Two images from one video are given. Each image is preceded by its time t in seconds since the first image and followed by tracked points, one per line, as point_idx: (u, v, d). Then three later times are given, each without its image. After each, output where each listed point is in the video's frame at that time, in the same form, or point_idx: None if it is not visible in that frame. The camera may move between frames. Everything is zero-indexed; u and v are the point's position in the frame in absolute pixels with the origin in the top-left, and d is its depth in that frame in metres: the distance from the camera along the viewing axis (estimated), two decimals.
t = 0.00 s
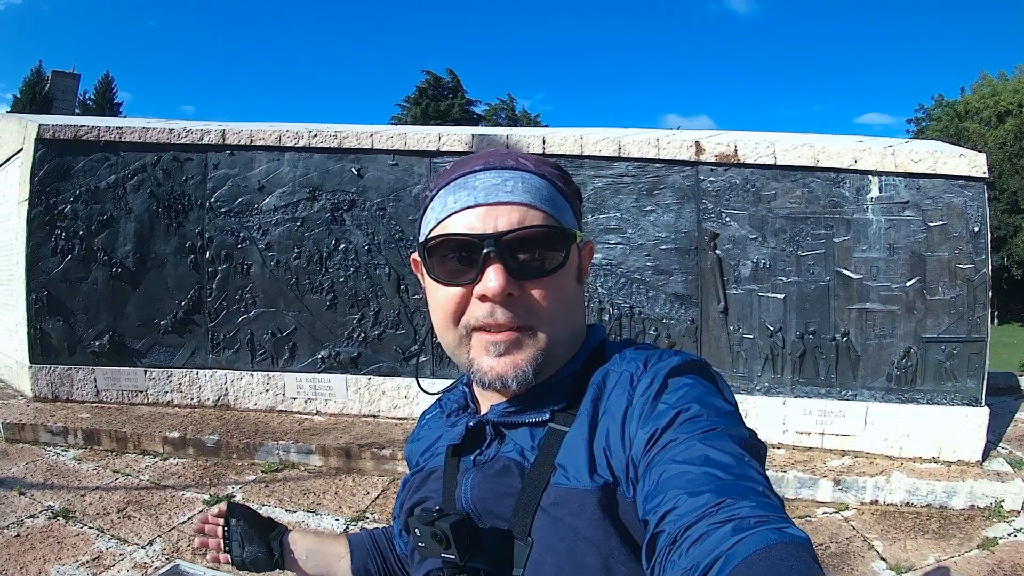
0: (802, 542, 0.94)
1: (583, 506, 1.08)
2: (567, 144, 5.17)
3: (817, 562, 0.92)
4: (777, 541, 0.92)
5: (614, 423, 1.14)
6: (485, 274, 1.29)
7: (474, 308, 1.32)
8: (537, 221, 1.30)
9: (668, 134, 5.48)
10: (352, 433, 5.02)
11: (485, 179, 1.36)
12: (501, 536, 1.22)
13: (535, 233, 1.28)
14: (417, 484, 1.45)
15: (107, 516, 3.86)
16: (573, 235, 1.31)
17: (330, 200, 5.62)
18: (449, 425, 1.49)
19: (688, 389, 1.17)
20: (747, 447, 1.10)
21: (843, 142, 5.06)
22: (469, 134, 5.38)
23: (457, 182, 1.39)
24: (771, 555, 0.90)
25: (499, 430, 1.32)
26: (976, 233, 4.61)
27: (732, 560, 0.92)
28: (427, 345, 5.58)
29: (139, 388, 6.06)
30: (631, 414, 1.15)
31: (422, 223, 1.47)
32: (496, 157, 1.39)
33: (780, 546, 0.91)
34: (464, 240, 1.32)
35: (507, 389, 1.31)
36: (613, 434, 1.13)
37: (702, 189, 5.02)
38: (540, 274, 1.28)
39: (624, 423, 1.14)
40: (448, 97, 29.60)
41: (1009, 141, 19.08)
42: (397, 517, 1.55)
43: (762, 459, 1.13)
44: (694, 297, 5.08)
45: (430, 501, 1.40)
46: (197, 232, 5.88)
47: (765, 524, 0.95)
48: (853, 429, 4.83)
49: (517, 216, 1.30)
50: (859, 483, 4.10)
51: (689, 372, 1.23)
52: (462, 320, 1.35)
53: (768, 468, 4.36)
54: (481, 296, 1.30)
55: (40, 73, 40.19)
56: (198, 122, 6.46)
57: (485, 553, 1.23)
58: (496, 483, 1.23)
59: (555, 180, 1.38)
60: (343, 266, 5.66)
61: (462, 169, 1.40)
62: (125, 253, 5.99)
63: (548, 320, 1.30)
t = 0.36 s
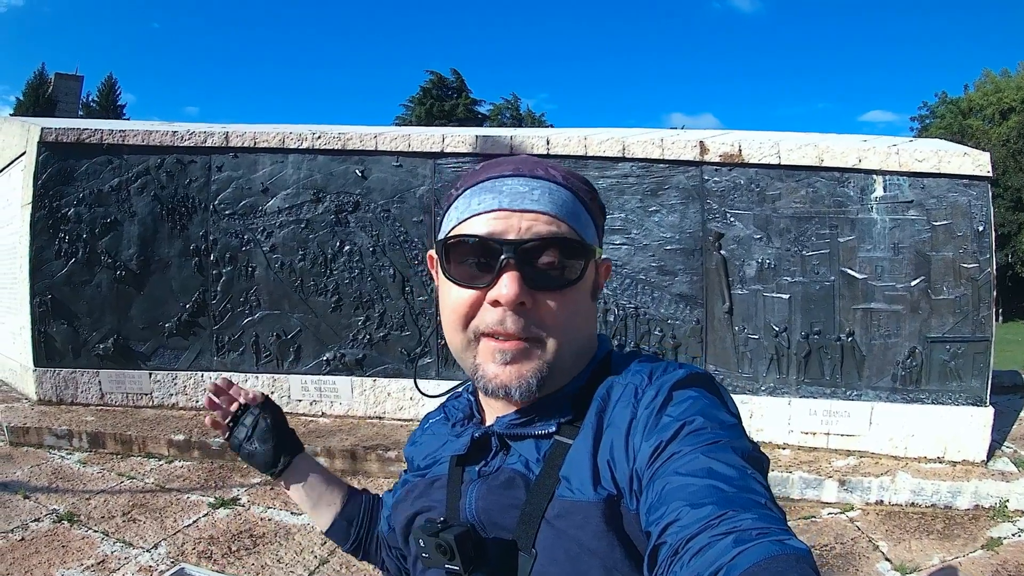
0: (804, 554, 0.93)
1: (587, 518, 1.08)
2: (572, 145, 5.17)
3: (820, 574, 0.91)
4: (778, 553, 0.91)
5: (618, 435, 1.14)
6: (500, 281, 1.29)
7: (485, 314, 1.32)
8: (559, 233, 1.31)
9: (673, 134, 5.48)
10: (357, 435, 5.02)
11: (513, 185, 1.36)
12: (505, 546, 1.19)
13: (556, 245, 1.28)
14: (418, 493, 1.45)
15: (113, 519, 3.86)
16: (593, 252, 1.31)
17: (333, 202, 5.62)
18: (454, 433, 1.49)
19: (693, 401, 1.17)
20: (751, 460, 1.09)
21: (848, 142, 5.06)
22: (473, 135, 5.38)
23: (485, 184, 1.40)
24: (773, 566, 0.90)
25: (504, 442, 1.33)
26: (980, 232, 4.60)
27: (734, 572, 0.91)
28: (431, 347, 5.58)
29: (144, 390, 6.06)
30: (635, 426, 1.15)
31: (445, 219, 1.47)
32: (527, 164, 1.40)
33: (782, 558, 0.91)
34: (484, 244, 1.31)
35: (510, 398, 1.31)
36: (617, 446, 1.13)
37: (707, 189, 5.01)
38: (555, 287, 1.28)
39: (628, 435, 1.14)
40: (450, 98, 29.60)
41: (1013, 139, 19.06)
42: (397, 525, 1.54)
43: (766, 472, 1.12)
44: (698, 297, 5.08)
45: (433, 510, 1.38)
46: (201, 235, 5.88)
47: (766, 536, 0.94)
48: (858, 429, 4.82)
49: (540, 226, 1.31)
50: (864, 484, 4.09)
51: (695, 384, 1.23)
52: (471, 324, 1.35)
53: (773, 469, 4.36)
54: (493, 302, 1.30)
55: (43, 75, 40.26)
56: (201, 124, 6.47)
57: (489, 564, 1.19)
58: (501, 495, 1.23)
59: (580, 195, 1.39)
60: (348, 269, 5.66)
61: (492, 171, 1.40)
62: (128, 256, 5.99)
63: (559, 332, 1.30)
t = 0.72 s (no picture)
0: (800, 558, 0.93)
1: (585, 524, 1.08)
2: (572, 145, 5.18)
3: None
4: (774, 557, 0.91)
5: (615, 441, 1.14)
6: (504, 281, 1.29)
7: (488, 314, 1.32)
8: (563, 236, 1.31)
9: (672, 135, 5.48)
10: (356, 435, 5.01)
11: (518, 187, 1.36)
12: (503, 552, 1.19)
13: (560, 247, 1.28)
14: (414, 499, 1.45)
15: (112, 518, 3.86)
16: (595, 256, 1.32)
17: (333, 202, 5.62)
18: (450, 440, 1.48)
19: (689, 406, 1.17)
20: (747, 465, 1.09)
21: (848, 143, 5.06)
22: (473, 136, 5.38)
23: (490, 185, 1.40)
24: (769, 570, 0.89)
25: (502, 448, 1.33)
26: (980, 235, 4.60)
27: None
28: (431, 347, 5.57)
29: (144, 390, 6.06)
30: (632, 432, 1.15)
31: (447, 220, 1.47)
32: (531, 168, 1.40)
33: (777, 562, 0.91)
34: (489, 244, 1.31)
35: (509, 402, 1.31)
36: (613, 452, 1.13)
37: (707, 191, 5.01)
38: (559, 288, 1.28)
39: (625, 441, 1.14)
40: (452, 98, 29.62)
41: (1013, 140, 19.06)
42: (393, 531, 1.54)
43: (762, 477, 1.12)
44: (698, 299, 5.08)
45: (429, 517, 1.39)
46: (201, 234, 5.89)
47: (762, 540, 0.94)
48: (858, 431, 4.82)
49: (544, 228, 1.31)
50: (864, 486, 4.10)
51: (691, 390, 1.23)
52: (474, 325, 1.35)
53: (772, 471, 4.35)
54: (497, 302, 1.29)
55: (45, 74, 40.33)
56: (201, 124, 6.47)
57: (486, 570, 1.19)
58: (499, 502, 1.23)
59: (585, 201, 1.39)
60: (348, 269, 5.66)
61: (496, 174, 1.40)
62: (128, 255, 6.00)
63: (562, 335, 1.30)
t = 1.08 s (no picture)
0: (807, 557, 0.92)
1: (591, 526, 1.08)
2: (573, 146, 5.18)
3: None
4: (782, 555, 0.91)
5: (620, 443, 1.14)
6: (504, 279, 1.29)
7: (489, 312, 1.32)
8: (562, 232, 1.32)
9: (674, 135, 5.48)
10: (358, 436, 5.01)
11: (512, 186, 1.37)
12: (509, 554, 1.21)
13: (558, 242, 1.29)
14: (418, 503, 1.44)
15: (113, 519, 3.86)
16: (593, 250, 1.32)
17: (335, 202, 5.62)
18: (454, 443, 1.47)
19: (693, 407, 1.17)
20: (753, 465, 1.09)
21: (849, 143, 5.06)
22: (474, 136, 5.38)
23: (484, 187, 1.41)
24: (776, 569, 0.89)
25: (506, 450, 1.33)
26: (981, 235, 4.60)
27: None
28: (433, 348, 5.57)
29: (145, 391, 6.06)
30: (637, 433, 1.15)
31: (442, 226, 1.48)
32: (524, 167, 1.41)
33: (785, 561, 0.90)
34: (485, 244, 1.32)
35: (517, 399, 1.30)
36: (619, 454, 1.13)
37: (708, 191, 5.01)
38: (560, 283, 1.28)
39: (630, 442, 1.14)
40: (453, 98, 29.64)
41: (1014, 140, 19.07)
42: (399, 535, 1.53)
43: (768, 477, 1.12)
44: (699, 299, 5.08)
45: (434, 520, 1.39)
46: (202, 235, 5.89)
47: (769, 540, 0.94)
48: (859, 431, 4.82)
49: (542, 224, 1.31)
50: (865, 486, 4.10)
51: (695, 391, 1.23)
52: (475, 324, 1.35)
53: (774, 471, 4.35)
54: (498, 300, 1.29)
55: (46, 75, 40.38)
56: (202, 125, 6.47)
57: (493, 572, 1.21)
58: (504, 505, 1.23)
59: (578, 198, 1.41)
60: (349, 269, 5.66)
61: (489, 176, 1.42)
62: (130, 256, 6.00)
63: (565, 331, 1.30)
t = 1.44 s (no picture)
0: (804, 545, 0.93)
1: (592, 514, 1.08)
2: (575, 145, 5.18)
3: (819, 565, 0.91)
4: (778, 544, 0.91)
5: (620, 431, 1.14)
6: (499, 266, 1.30)
7: (486, 301, 1.32)
8: (551, 218, 1.32)
9: (676, 134, 5.48)
10: (359, 434, 5.01)
11: (500, 177, 1.38)
12: (509, 543, 1.21)
13: (549, 228, 1.29)
14: (423, 494, 1.46)
15: (114, 516, 3.86)
16: (584, 234, 1.32)
17: (337, 201, 5.62)
18: (457, 433, 1.48)
19: (693, 394, 1.16)
20: (752, 452, 1.09)
21: (851, 143, 5.06)
22: (477, 135, 5.39)
23: (475, 179, 1.41)
24: (773, 557, 0.90)
25: (508, 439, 1.33)
26: (982, 235, 4.60)
27: (734, 565, 0.91)
28: (434, 346, 5.57)
29: (146, 388, 6.06)
30: (636, 421, 1.15)
31: (436, 222, 1.49)
32: (512, 159, 1.42)
33: (782, 549, 0.91)
34: (478, 234, 1.32)
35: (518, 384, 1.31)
36: (618, 442, 1.13)
37: (710, 191, 5.02)
38: (553, 269, 1.28)
39: (629, 430, 1.14)
40: (455, 98, 29.66)
41: (1015, 142, 19.09)
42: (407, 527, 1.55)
43: (767, 464, 1.12)
44: (701, 298, 5.08)
45: (438, 510, 1.40)
46: (204, 233, 5.88)
47: (766, 528, 0.94)
48: (860, 431, 4.82)
49: (531, 212, 1.32)
50: (866, 485, 4.10)
51: (695, 378, 1.22)
52: (473, 313, 1.35)
53: (774, 470, 4.36)
54: (494, 288, 1.30)
55: (48, 74, 40.41)
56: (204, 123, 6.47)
57: (494, 561, 1.21)
58: (505, 493, 1.23)
59: (568, 185, 1.41)
60: (351, 268, 5.66)
61: (478, 170, 1.43)
62: (132, 253, 6.00)
63: (562, 316, 1.30)
